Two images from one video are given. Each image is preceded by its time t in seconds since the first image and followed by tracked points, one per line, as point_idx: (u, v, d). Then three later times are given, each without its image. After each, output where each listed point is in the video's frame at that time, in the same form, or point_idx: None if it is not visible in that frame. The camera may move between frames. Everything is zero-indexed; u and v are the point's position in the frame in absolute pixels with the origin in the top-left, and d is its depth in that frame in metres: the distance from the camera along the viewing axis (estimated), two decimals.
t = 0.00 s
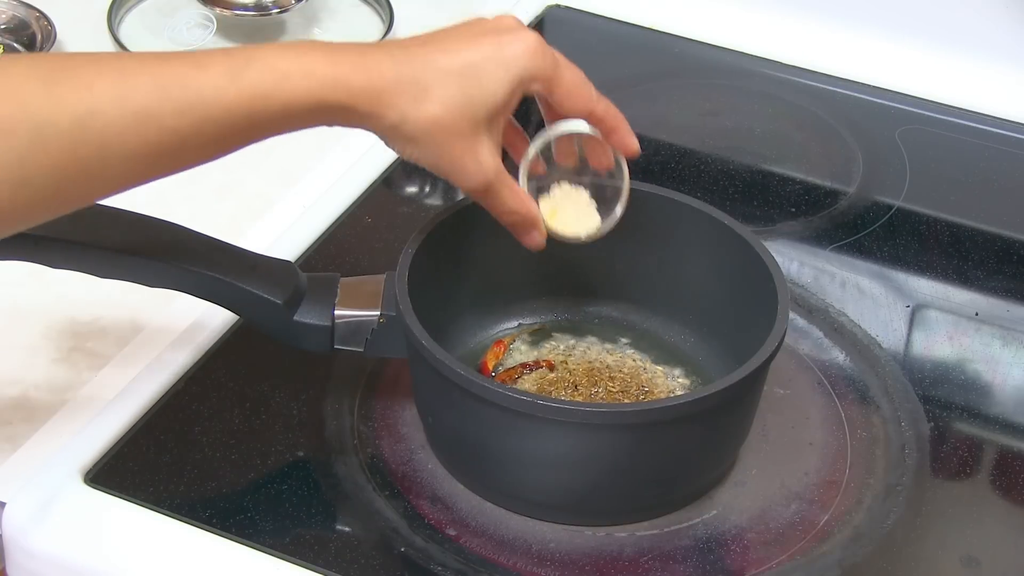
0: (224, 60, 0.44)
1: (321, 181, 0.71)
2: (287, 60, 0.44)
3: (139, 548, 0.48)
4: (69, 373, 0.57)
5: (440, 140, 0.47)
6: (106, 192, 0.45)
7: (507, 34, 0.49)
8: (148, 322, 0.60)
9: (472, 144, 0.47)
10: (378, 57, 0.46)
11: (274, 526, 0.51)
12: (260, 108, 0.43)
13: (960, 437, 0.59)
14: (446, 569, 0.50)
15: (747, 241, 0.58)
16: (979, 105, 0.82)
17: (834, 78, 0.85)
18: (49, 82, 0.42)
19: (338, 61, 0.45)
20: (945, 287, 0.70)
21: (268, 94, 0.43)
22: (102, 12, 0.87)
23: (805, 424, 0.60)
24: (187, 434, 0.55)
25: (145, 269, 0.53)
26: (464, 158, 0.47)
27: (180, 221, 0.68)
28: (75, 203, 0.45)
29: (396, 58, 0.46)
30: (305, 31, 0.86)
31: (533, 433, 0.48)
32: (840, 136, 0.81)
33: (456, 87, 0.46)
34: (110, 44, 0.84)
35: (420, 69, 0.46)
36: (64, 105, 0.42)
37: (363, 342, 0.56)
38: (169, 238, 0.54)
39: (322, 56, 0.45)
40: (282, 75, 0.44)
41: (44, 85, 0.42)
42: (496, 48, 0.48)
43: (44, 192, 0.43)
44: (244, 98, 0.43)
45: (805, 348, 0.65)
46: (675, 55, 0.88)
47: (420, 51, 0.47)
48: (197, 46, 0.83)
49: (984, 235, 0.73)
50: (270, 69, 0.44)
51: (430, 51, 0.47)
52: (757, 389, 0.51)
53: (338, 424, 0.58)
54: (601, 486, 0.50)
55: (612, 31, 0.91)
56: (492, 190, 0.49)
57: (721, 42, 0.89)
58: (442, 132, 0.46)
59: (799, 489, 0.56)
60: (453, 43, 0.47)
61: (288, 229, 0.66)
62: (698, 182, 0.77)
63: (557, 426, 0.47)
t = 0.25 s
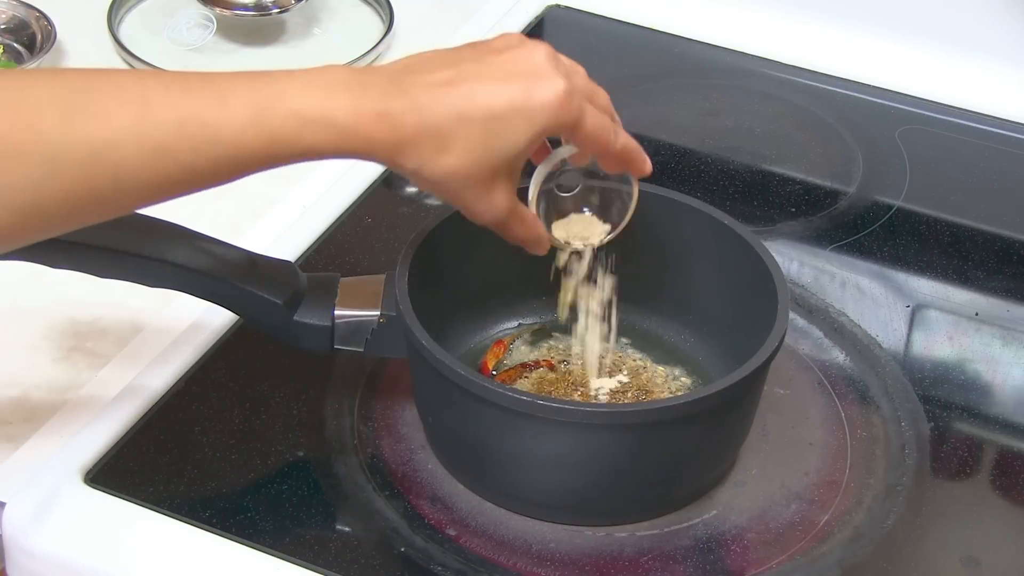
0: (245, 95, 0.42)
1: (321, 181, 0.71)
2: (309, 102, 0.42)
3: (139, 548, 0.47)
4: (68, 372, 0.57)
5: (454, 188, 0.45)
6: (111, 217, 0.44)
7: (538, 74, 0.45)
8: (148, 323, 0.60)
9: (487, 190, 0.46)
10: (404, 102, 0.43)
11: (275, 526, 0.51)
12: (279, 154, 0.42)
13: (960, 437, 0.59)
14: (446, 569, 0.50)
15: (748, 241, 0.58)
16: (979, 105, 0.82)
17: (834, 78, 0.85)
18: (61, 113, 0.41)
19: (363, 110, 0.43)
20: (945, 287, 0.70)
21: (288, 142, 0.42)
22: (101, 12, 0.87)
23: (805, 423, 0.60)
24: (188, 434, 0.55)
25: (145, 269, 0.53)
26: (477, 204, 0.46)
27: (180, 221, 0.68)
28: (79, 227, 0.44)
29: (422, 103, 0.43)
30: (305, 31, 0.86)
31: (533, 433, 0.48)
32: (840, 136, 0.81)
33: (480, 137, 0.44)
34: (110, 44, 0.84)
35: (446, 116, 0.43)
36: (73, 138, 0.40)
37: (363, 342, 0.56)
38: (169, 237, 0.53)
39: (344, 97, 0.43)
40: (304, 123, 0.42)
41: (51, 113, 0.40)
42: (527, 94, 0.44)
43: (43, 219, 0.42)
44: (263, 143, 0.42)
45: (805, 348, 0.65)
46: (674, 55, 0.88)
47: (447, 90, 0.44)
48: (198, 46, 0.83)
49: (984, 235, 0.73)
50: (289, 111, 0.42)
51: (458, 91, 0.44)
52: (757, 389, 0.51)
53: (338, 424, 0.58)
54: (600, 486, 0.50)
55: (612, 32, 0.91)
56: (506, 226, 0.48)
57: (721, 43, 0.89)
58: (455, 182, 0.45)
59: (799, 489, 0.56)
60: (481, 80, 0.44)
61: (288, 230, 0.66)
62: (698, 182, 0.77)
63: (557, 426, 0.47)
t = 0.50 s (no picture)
0: (250, 121, 0.42)
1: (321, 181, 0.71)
2: (308, 162, 0.42)
3: (138, 548, 0.48)
4: (68, 372, 0.57)
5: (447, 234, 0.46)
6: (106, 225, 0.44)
7: (538, 189, 0.42)
8: (148, 322, 0.60)
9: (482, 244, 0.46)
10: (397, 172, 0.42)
11: (275, 526, 0.51)
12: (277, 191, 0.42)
13: (960, 437, 0.59)
14: (446, 569, 0.50)
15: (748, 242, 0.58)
16: (979, 105, 0.82)
17: (834, 78, 0.85)
18: (63, 115, 0.40)
19: (357, 169, 0.42)
20: (945, 287, 0.70)
21: (289, 185, 0.42)
22: (101, 11, 0.87)
23: (805, 423, 0.60)
24: (187, 434, 0.55)
25: (145, 268, 0.53)
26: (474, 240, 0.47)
27: (180, 221, 0.68)
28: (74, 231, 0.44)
29: (414, 176, 0.42)
30: (305, 31, 0.86)
31: (533, 433, 0.48)
32: (840, 137, 0.81)
33: (466, 226, 0.43)
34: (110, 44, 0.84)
35: (433, 194, 0.42)
36: (77, 166, 0.41)
37: (363, 342, 0.57)
38: (169, 237, 0.53)
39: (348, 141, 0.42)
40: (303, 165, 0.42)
41: (54, 137, 0.40)
42: (518, 205, 0.42)
43: (30, 224, 0.42)
44: (264, 171, 0.42)
45: (805, 348, 0.65)
46: (675, 55, 0.88)
47: (436, 169, 0.42)
48: (198, 46, 0.83)
49: (984, 234, 0.73)
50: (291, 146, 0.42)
51: (449, 175, 0.42)
52: (757, 389, 0.51)
53: (338, 425, 0.58)
54: (600, 486, 0.50)
55: (613, 32, 0.91)
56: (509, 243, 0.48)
57: (721, 43, 0.89)
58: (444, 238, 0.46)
59: (799, 489, 0.56)
60: (474, 169, 0.42)
61: (288, 230, 0.66)
62: (698, 182, 0.77)
63: (557, 426, 0.47)
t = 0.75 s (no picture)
0: (183, 117, 0.41)
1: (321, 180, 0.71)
2: (240, 143, 0.40)
3: (138, 548, 0.48)
4: (68, 373, 0.57)
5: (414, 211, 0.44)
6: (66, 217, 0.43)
7: (454, 128, 0.41)
8: (148, 322, 0.60)
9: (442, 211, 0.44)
10: (331, 151, 0.41)
11: (275, 526, 0.51)
12: (213, 177, 0.41)
13: (960, 437, 0.59)
14: (446, 569, 0.50)
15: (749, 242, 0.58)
16: (979, 105, 0.82)
17: (834, 78, 0.85)
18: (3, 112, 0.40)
19: (290, 156, 0.41)
20: (945, 287, 0.70)
21: (222, 170, 0.41)
22: (101, 12, 0.87)
23: (805, 423, 0.60)
24: (188, 434, 0.55)
25: (145, 267, 0.52)
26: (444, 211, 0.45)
27: (180, 221, 0.68)
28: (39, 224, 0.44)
29: (347, 152, 0.41)
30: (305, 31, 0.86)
31: (533, 433, 0.48)
32: (840, 136, 0.81)
33: (407, 188, 0.42)
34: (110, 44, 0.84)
35: (368, 164, 0.41)
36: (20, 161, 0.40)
37: (363, 342, 0.56)
38: (168, 237, 0.53)
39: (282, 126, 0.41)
40: (235, 150, 0.41)
41: None
42: (446, 146, 0.41)
43: None
44: (200, 159, 0.40)
45: (805, 348, 0.65)
46: (674, 55, 0.88)
47: (363, 139, 0.41)
48: (198, 46, 0.83)
49: (984, 234, 0.73)
50: (224, 138, 0.41)
51: (380, 143, 0.41)
52: (757, 389, 0.51)
53: (338, 425, 0.58)
54: (600, 486, 0.50)
55: (612, 32, 0.91)
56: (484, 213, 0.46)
57: (721, 43, 0.89)
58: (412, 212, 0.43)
59: (799, 489, 0.56)
60: (405, 131, 0.41)
61: (287, 230, 0.66)
62: (698, 182, 0.77)
63: (557, 426, 0.47)
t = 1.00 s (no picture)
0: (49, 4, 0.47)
1: (321, 180, 0.71)
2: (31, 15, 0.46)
3: (137, 548, 0.48)
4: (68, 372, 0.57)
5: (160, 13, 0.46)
6: None
7: None
8: (149, 322, 0.60)
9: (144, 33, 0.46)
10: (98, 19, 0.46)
11: (275, 526, 0.51)
12: (73, 28, 0.46)
13: (960, 437, 0.59)
14: (446, 569, 0.50)
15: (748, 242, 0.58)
16: (979, 105, 0.83)
17: (834, 78, 0.85)
18: None
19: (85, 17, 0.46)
20: (945, 287, 0.70)
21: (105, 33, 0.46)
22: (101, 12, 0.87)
23: (805, 424, 0.60)
24: (187, 434, 0.55)
25: (145, 267, 0.53)
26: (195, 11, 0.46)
27: (180, 221, 0.68)
28: None
29: None
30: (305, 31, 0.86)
31: (533, 433, 0.48)
32: (840, 136, 0.81)
33: None
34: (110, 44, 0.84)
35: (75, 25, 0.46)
36: None
37: (363, 342, 0.56)
38: (167, 236, 0.53)
39: None
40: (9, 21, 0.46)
41: None
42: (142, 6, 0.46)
43: None
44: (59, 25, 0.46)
45: (805, 348, 0.65)
46: (674, 55, 0.88)
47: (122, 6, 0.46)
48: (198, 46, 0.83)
49: (984, 235, 0.73)
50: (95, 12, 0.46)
51: None
52: (757, 389, 0.51)
53: (338, 425, 0.58)
54: (600, 486, 0.50)
55: (612, 32, 0.91)
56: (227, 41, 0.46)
57: (720, 43, 0.89)
58: None
59: (799, 489, 0.56)
60: None
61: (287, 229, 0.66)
62: (698, 182, 0.77)
63: (557, 426, 0.47)
